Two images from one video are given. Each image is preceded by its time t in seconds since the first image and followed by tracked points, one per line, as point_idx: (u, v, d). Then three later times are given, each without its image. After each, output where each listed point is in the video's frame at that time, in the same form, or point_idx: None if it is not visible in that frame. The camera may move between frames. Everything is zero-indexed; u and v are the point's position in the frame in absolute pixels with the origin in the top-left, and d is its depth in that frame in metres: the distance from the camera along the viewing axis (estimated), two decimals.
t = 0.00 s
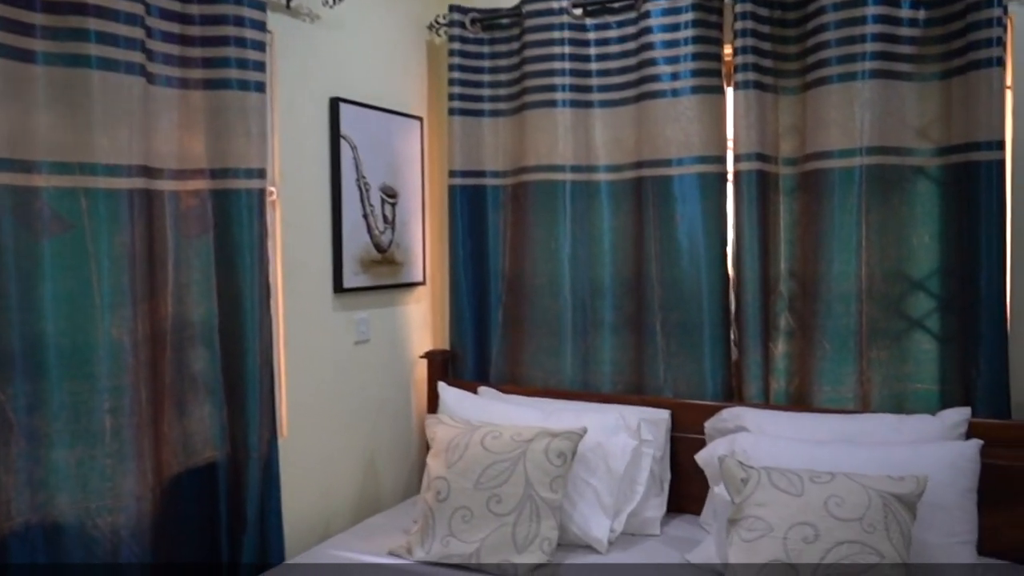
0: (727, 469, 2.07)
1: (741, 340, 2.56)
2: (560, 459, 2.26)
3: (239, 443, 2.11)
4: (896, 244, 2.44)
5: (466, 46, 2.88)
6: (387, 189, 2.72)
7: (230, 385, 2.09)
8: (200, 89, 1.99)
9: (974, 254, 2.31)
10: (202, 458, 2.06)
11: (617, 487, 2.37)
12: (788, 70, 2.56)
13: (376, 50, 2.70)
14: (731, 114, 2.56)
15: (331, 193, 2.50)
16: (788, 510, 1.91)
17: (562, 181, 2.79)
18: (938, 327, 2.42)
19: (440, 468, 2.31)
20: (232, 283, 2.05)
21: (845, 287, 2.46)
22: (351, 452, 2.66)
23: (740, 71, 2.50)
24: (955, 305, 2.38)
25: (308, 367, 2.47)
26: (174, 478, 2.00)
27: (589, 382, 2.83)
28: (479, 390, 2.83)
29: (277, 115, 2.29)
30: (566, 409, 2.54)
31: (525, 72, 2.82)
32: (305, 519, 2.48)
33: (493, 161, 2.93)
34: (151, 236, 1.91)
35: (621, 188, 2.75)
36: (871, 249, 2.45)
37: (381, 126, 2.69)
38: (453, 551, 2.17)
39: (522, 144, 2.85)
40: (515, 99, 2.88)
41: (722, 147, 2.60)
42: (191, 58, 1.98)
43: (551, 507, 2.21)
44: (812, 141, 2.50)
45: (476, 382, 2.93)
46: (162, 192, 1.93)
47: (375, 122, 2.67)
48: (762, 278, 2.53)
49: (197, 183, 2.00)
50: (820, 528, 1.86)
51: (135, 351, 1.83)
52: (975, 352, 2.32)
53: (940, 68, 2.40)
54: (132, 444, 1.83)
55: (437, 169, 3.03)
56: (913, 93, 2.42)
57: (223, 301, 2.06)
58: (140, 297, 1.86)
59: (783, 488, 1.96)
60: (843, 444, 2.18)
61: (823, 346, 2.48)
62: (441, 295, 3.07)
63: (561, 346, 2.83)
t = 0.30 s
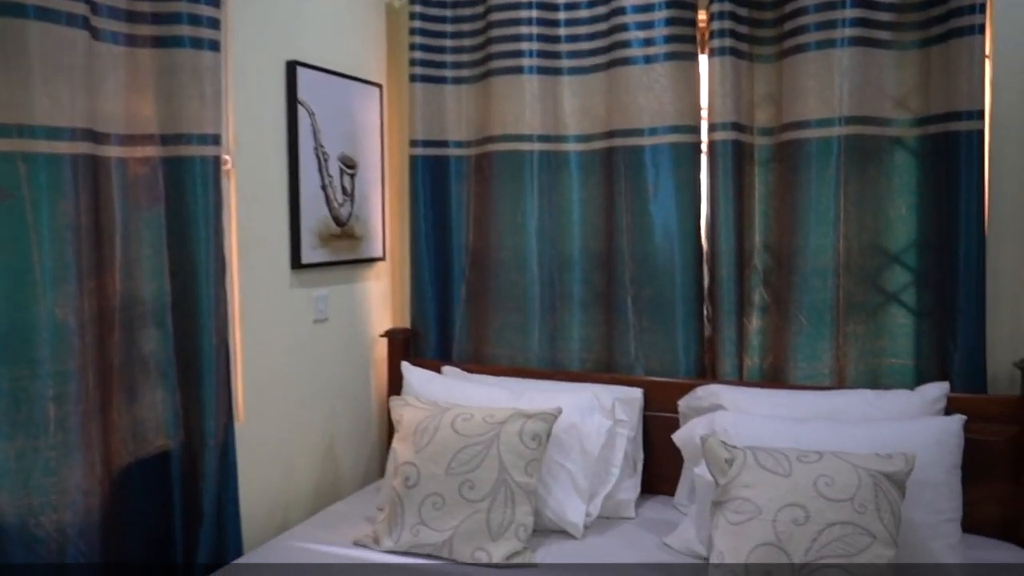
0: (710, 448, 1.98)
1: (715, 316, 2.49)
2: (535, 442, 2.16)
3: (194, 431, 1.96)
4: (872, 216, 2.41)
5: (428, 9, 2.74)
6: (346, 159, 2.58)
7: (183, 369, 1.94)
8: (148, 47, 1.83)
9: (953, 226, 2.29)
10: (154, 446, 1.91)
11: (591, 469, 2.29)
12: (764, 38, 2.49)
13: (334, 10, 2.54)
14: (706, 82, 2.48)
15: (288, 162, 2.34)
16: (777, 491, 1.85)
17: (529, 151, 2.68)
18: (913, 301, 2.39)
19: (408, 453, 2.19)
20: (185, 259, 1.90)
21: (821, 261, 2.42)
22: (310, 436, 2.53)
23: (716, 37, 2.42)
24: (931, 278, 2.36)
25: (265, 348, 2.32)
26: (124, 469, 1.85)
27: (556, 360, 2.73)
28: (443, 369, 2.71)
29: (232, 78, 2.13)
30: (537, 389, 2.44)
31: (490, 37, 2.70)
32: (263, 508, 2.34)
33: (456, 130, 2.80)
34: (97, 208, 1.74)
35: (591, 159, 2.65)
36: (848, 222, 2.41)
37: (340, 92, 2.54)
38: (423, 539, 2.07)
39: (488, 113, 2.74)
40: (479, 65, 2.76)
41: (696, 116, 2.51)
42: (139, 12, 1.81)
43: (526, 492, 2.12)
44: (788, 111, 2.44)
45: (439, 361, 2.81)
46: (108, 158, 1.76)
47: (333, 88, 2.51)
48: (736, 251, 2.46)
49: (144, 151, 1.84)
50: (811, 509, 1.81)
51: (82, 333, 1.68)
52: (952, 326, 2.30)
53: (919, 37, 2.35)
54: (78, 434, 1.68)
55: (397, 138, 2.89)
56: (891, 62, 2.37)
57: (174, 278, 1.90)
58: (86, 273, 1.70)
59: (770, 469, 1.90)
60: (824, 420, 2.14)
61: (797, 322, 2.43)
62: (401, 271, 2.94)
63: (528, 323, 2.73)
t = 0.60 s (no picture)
0: (693, 431, 1.90)
1: (691, 295, 2.42)
2: (509, 427, 2.06)
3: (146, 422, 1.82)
4: (851, 192, 2.35)
5: None
6: (304, 132, 2.44)
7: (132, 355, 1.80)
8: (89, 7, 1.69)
9: (932, 198, 2.25)
10: (103, 439, 1.76)
11: (567, 455, 2.21)
12: (741, 9, 2.41)
13: None
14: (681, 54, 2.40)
15: (243, 134, 2.20)
16: (765, 475, 1.78)
17: (497, 124, 2.57)
18: (891, 279, 2.34)
19: (376, 441, 2.08)
20: (134, 236, 1.75)
21: (799, 237, 2.36)
22: (269, 425, 2.40)
23: (693, 7, 2.33)
24: (910, 256, 2.31)
25: (221, 332, 2.18)
26: (69, 465, 1.70)
27: (526, 343, 2.64)
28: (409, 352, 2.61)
29: (181, 41, 1.98)
30: (508, 371, 2.37)
31: (456, 5, 2.58)
32: (220, 502, 2.21)
33: (420, 103, 2.68)
34: (34, 181, 1.60)
35: (562, 133, 2.55)
36: (827, 198, 2.35)
37: (297, 60, 2.40)
38: (395, 532, 1.96)
39: (453, 84, 2.62)
40: (444, 35, 2.63)
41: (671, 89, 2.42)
42: None
43: (501, 480, 2.02)
44: (765, 84, 2.37)
45: (404, 344, 2.70)
46: (46, 126, 1.62)
47: (290, 56, 2.37)
48: (713, 228, 2.39)
49: (85, 118, 1.68)
50: (800, 493, 1.74)
51: (20, 316, 1.56)
52: (930, 303, 2.27)
53: (899, 9, 2.29)
54: (16, 426, 1.56)
55: (357, 111, 2.75)
56: (870, 33, 2.31)
57: (122, 258, 1.76)
58: (22, 251, 1.57)
59: (756, 451, 1.84)
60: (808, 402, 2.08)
61: (774, 300, 2.39)
62: (362, 251, 2.81)
63: (497, 304, 2.63)
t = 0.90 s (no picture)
0: (670, 416, 1.81)
1: (661, 271, 2.33)
2: (477, 414, 1.95)
3: (79, 417, 1.66)
4: (824, 164, 2.27)
5: None
6: (249, 100, 2.27)
7: (63, 344, 1.63)
8: None
9: (907, 171, 2.19)
10: (32, 437, 1.59)
11: (537, 440, 2.11)
12: None
13: None
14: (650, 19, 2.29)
15: (182, 101, 2.03)
16: (749, 461, 1.71)
17: (456, 93, 2.44)
18: (864, 254, 2.28)
19: (335, 431, 1.95)
20: (61, 210, 1.61)
21: (772, 211, 2.29)
22: (217, 416, 2.24)
23: None
24: (884, 230, 2.25)
25: (163, 316, 2.02)
26: None
27: (490, 323, 2.53)
28: (366, 335, 2.47)
29: None
30: (473, 355, 2.24)
31: None
32: (166, 499, 2.06)
33: (373, 70, 2.52)
34: None
35: (526, 102, 2.43)
36: (800, 171, 2.27)
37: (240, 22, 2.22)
38: (355, 527, 1.85)
39: (409, 51, 2.47)
40: None
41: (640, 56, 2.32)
42: None
43: (470, 470, 1.91)
44: (738, 51, 2.27)
45: (360, 326, 2.56)
46: None
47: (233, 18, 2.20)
48: (684, 202, 2.30)
49: None
50: (787, 479, 1.67)
51: None
52: (905, 279, 2.22)
53: None
54: None
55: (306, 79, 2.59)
56: None
57: (47, 235, 1.59)
58: None
59: (738, 436, 1.75)
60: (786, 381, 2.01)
61: (749, 277, 2.32)
62: (314, 228, 2.66)
63: (458, 283, 2.51)
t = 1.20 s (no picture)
0: (650, 403, 1.75)
1: (634, 251, 2.25)
2: (448, 404, 1.86)
3: (16, 416, 1.52)
4: (799, 140, 2.21)
5: None
6: (196, 72, 2.12)
7: None
8: None
9: (884, 147, 2.14)
10: None
11: (509, 429, 2.02)
12: None
13: None
14: None
15: (123, 73, 1.88)
16: (735, 449, 1.64)
17: (417, 65, 2.32)
18: (839, 232, 2.23)
19: (296, 424, 1.83)
20: None
21: (748, 188, 2.21)
22: (168, 409, 2.11)
23: None
24: (859, 207, 2.20)
25: (106, 305, 1.88)
26: None
27: (455, 307, 2.43)
28: (325, 320, 2.35)
29: None
30: (441, 341, 2.14)
31: None
32: (113, 501, 1.92)
33: (329, 41, 2.38)
34: None
35: (491, 76, 2.31)
36: (775, 146, 2.20)
37: None
38: (320, 527, 1.74)
39: (367, 21, 2.34)
40: None
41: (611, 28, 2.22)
42: None
43: (441, 463, 1.81)
44: (711, 23, 2.19)
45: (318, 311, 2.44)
46: None
47: None
48: (657, 179, 2.22)
49: None
50: (774, 467, 1.61)
51: None
52: (881, 257, 2.17)
53: None
54: None
55: (256, 49, 2.44)
56: None
57: None
58: None
59: (723, 423, 1.69)
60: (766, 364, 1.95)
61: (722, 258, 2.24)
62: (266, 208, 2.52)
63: (422, 266, 2.40)
